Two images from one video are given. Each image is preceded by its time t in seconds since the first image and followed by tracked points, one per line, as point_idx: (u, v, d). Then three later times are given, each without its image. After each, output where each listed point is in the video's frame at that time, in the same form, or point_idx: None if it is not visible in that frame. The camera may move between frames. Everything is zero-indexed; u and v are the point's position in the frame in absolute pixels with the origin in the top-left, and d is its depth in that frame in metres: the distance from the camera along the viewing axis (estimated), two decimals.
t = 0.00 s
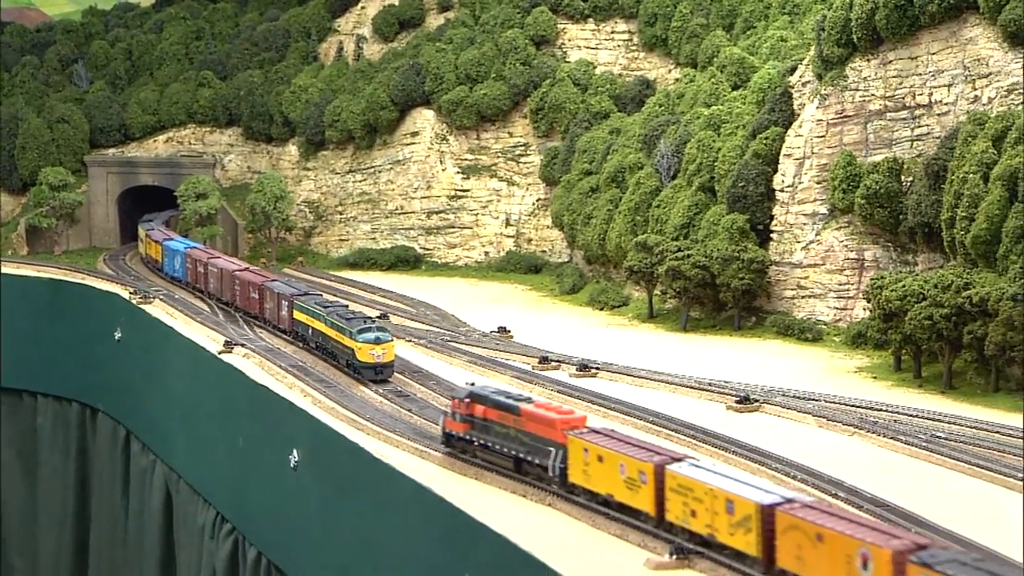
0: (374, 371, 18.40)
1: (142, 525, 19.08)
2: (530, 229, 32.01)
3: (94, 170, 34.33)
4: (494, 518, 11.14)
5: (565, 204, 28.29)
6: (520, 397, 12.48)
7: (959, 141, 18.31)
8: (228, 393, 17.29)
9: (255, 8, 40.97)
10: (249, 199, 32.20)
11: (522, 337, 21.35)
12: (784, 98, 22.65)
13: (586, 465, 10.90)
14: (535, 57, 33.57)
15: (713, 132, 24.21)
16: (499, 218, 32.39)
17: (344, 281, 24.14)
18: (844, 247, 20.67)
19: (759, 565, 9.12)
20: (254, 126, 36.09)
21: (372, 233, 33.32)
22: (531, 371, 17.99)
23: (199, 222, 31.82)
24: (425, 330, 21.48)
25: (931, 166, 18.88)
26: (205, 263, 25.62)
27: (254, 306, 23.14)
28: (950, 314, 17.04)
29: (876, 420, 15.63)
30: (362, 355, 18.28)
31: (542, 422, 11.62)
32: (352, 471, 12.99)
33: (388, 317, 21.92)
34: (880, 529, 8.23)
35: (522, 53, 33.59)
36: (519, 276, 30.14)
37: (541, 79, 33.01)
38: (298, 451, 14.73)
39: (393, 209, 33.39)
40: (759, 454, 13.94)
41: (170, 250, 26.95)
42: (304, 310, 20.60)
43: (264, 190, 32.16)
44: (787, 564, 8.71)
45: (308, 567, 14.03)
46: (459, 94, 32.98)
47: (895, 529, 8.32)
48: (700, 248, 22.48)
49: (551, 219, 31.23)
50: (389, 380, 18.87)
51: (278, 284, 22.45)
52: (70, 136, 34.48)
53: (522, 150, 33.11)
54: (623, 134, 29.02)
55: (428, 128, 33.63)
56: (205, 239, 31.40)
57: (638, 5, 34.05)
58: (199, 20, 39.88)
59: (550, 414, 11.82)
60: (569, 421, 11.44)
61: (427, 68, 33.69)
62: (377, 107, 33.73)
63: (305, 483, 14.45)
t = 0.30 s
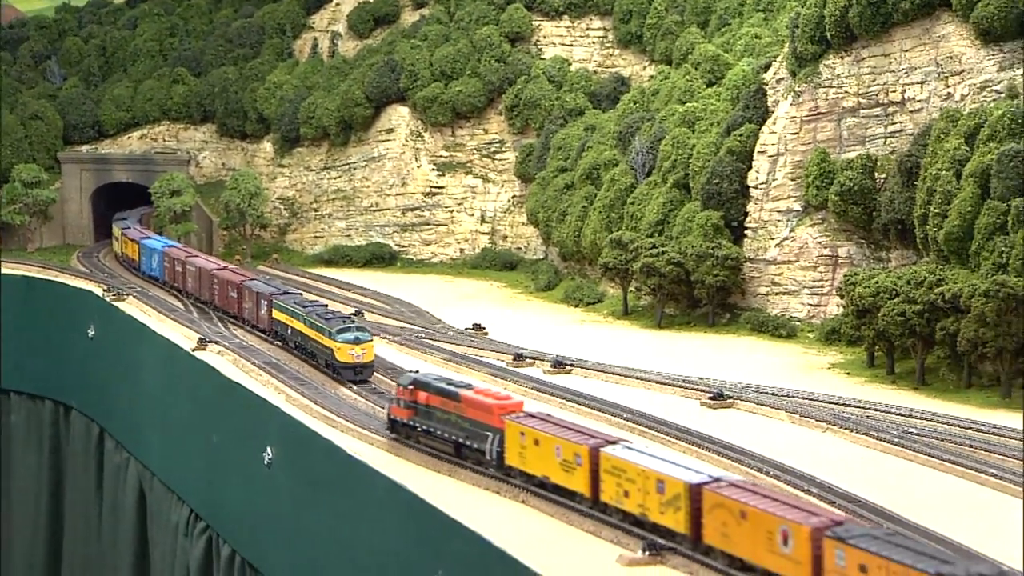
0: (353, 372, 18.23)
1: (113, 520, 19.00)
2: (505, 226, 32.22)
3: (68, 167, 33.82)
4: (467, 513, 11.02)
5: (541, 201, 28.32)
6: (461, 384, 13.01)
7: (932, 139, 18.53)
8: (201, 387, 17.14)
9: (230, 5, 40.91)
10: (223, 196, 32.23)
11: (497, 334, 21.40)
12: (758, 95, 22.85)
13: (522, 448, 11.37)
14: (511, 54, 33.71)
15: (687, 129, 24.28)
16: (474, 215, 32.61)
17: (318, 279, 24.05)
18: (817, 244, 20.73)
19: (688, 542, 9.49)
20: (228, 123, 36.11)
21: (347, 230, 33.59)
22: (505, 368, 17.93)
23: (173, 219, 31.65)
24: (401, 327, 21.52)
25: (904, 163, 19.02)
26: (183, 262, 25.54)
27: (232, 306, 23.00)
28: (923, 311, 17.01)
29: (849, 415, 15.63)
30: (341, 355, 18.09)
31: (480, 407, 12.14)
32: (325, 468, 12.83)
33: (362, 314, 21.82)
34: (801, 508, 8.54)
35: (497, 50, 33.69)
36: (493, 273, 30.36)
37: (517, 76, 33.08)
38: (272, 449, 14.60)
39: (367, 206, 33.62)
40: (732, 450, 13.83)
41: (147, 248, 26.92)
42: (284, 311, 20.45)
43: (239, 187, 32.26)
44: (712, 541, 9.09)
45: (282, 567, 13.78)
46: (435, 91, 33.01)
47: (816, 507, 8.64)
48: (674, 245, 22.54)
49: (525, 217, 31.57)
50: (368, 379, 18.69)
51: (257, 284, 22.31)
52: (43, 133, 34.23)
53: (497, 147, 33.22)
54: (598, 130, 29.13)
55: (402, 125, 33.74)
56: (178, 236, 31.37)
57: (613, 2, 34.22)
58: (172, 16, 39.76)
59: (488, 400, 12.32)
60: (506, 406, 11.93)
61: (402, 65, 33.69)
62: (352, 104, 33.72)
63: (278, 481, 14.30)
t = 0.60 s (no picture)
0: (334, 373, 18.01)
1: (88, 517, 18.82)
2: (481, 224, 32.25)
3: (44, 165, 33.65)
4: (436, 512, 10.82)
5: (517, 199, 28.36)
6: (406, 373, 13.37)
7: (907, 136, 18.52)
8: (179, 384, 16.84)
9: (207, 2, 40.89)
10: (199, 195, 32.12)
11: (472, 333, 21.49)
12: (733, 93, 23.05)
13: (460, 434, 11.73)
14: (487, 52, 33.82)
15: (663, 127, 24.41)
16: (450, 214, 32.62)
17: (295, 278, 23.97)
18: (792, 241, 20.76)
19: (620, 523, 9.77)
20: (204, 121, 35.92)
21: (324, 229, 33.85)
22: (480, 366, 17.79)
23: (149, 217, 31.52)
24: (377, 325, 21.53)
25: (878, 161, 19.04)
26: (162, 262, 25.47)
27: (212, 307, 22.78)
28: (897, 308, 16.81)
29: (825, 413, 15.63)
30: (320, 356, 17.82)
31: (423, 395, 12.51)
32: (299, 467, 12.56)
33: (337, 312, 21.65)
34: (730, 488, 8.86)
35: (474, 48, 33.75)
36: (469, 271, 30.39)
37: (493, 73, 33.16)
38: (246, 447, 14.28)
39: (343, 204, 33.76)
40: (706, 447, 13.60)
41: (125, 248, 26.87)
42: (263, 311, 20.20)
43: (215, 186, 32.14)
44: (643, 521, 9.36)
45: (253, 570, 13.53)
46: (410, 89, 33.01)
47: (742, 488, 8.95)
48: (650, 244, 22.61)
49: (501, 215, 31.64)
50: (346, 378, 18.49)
51: (237, 284, 22.10)
52: (17, 132, 34.41)
53: (473, 145, 33.16)
54: (574, 129, 29.28)
55: (377, 122, 33.62)
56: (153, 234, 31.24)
57: None
58: (147, 13, 39.75)
59: (431, 387, 12.73)
60: (447, 394, 12.33)
61: (377, 63, 33.71)
62: (327, 102, 33.60)
63: (254, 480, 13.94)
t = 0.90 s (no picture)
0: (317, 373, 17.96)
1: (67, 516, 18.74)
2: (462, 222, 32.26)
3: (23, 164, 33.61)
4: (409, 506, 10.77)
5: (497, 197, 28.40)
6: (358, 362, 13.66)
7: (886, 135, 18.63)
8: (159, 382, 16.70)
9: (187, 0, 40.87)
10: (179, 193, 32.14)
11: (455, 332, 21.38)
12: (713, 91, 23.07)
13: (406, 420, 12.05)
14: (467, 51, 33.87)
15: (643, 126, 24.49)
16: (431, 212, 32.64)
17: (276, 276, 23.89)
18: (772, 240, 20.82)
19: (560, 505, 10.01)
20: (184, 120, 35.92)
21: (304, 227, 33.77)
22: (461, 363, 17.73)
23: (128, 215, 31.50)
24: (358, 324, 21.55)
25: (858, 160, 19.09)
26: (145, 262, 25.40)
27: (196, 308, 22.73)
28: (876, 306, 16.91)
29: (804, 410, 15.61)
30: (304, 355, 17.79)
31: (372, 383, 12.81)
32: (281, 465, 12.35)
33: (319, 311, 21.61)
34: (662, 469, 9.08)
35: (453, 47, 33.82)
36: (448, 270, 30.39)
37: (473, 72, 33.24)
38: (226, 446, 14.14)
39: (324, 203, 33.71)
40: (687, 445, 13.50)
41: (108, 247, 26.81)
42: (248, 312, 20.10)
43: (195, 184, 32.13)
44: (582, 503, 9.59)
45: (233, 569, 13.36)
46: (390, 87, 32.99)
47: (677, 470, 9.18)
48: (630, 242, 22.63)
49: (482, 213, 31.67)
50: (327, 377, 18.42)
51: (222, 284, 22.03)
52: None
53: (454, 143, 33.27)
54: (554, 127, 29.37)
55: (357, 121, 33.62)
56: (132, 232, 31.23)
57: None
58: (126, 11, 39.70)
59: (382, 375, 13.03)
60: (395, 382, 12.63)
61: (358, 61, 33.70)
62: (308, 100, 33.66)
63: (234, 478, 13.75)
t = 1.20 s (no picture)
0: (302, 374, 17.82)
1: (50, 517, 18.69)
2: (445, 221, 32.26)
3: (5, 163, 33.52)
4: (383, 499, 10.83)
5: (479, 195, 28.40)
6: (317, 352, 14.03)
7: (867, 133, 18.67)
8: (141, 382, 16.59)
9: None
10: (161, 192, 32.08)
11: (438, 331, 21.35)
12: (696, 90, 23.12)
13: (357, 409, 12.46)
14: (450, 50, 33.96)
15: (626, 124, 24.54)
16: (415, 211, 32.65)
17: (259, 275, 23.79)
18: (755, 238, 20.86)
19: (504, 489, 10.45)
20: (166, 119, 35.95)
21: (286, 226, 33.67)
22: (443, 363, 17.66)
23: (110, 214, 31.45)
24: (341, 322, 21.54)
25: (840, 158, 19.15)
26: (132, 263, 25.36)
27: (182, 308, 22.65)
28: (858, 304, 16.90)
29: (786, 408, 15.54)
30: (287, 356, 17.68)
31: (326, 372, 13.19)
32: (264, 466, 12.30)
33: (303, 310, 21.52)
34: (601, 454, 9.49)
35: (437, 46, 33.89)
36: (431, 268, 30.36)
37: (456, 71, 33.34)
38: (207, 445, 14.04)
39: (307, 201, 33.66)
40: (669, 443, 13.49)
41: (94, 248, 26.78)
42: (235, 313, 19.85)
43: (178, 183, 32.10)
44: (525, 486, 10.01)
45: (222, 570, 13.15)
46: (373, 86, 33.04)
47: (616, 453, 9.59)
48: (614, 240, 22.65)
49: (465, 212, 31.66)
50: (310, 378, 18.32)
51: (208, 285, 21.89)
52: None
53: (437, 142, 33.35)
54: (537, 126, 29.44)
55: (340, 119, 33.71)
56: (115, 231, 31.15)
57: None
58: (107, 9, 39.58)
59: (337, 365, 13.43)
60: (347, 371, 13.03)
61: (340, 59, 33.63)
62: (291, 99, 33.67)
63: (217, 479, 13.60)
